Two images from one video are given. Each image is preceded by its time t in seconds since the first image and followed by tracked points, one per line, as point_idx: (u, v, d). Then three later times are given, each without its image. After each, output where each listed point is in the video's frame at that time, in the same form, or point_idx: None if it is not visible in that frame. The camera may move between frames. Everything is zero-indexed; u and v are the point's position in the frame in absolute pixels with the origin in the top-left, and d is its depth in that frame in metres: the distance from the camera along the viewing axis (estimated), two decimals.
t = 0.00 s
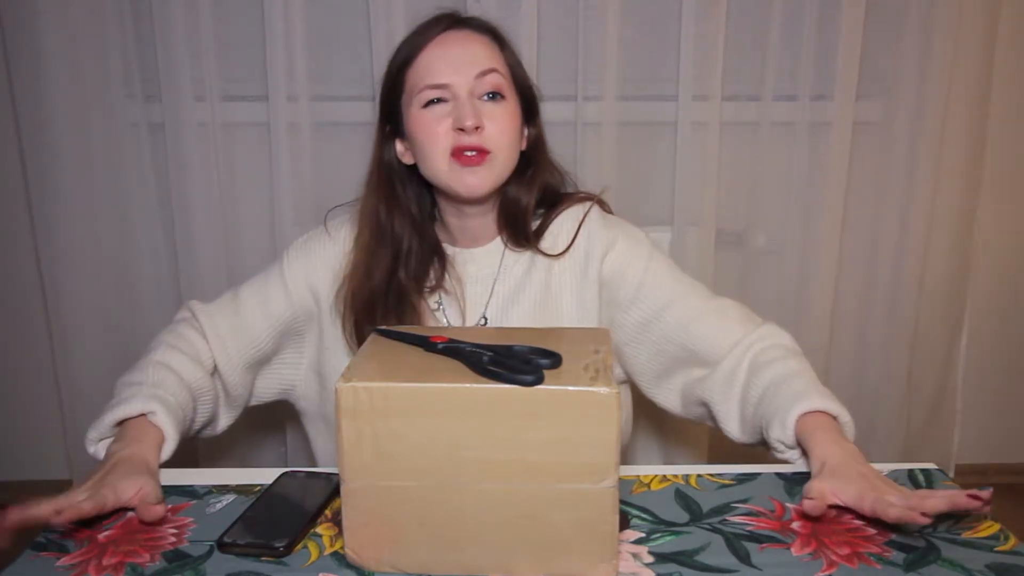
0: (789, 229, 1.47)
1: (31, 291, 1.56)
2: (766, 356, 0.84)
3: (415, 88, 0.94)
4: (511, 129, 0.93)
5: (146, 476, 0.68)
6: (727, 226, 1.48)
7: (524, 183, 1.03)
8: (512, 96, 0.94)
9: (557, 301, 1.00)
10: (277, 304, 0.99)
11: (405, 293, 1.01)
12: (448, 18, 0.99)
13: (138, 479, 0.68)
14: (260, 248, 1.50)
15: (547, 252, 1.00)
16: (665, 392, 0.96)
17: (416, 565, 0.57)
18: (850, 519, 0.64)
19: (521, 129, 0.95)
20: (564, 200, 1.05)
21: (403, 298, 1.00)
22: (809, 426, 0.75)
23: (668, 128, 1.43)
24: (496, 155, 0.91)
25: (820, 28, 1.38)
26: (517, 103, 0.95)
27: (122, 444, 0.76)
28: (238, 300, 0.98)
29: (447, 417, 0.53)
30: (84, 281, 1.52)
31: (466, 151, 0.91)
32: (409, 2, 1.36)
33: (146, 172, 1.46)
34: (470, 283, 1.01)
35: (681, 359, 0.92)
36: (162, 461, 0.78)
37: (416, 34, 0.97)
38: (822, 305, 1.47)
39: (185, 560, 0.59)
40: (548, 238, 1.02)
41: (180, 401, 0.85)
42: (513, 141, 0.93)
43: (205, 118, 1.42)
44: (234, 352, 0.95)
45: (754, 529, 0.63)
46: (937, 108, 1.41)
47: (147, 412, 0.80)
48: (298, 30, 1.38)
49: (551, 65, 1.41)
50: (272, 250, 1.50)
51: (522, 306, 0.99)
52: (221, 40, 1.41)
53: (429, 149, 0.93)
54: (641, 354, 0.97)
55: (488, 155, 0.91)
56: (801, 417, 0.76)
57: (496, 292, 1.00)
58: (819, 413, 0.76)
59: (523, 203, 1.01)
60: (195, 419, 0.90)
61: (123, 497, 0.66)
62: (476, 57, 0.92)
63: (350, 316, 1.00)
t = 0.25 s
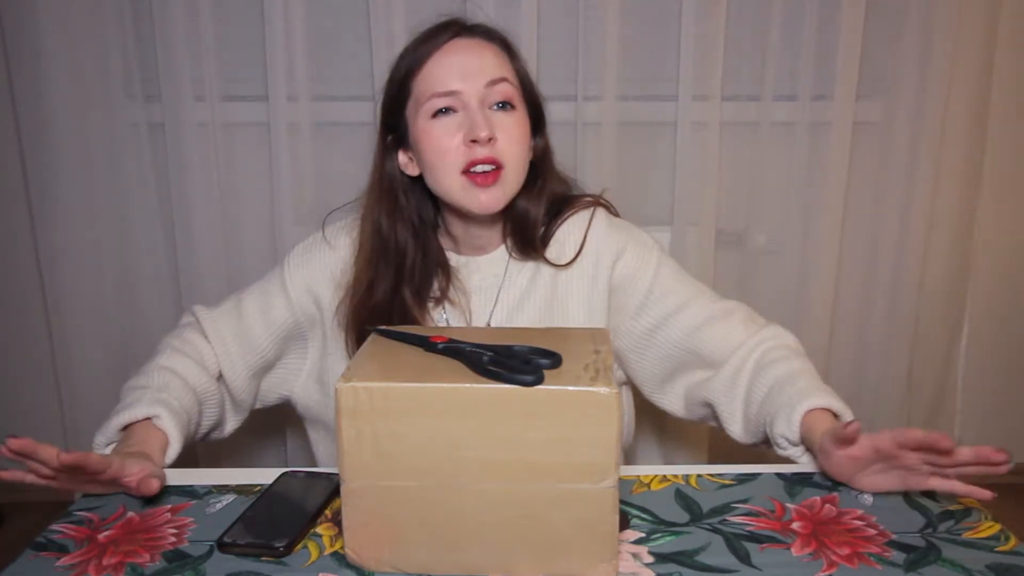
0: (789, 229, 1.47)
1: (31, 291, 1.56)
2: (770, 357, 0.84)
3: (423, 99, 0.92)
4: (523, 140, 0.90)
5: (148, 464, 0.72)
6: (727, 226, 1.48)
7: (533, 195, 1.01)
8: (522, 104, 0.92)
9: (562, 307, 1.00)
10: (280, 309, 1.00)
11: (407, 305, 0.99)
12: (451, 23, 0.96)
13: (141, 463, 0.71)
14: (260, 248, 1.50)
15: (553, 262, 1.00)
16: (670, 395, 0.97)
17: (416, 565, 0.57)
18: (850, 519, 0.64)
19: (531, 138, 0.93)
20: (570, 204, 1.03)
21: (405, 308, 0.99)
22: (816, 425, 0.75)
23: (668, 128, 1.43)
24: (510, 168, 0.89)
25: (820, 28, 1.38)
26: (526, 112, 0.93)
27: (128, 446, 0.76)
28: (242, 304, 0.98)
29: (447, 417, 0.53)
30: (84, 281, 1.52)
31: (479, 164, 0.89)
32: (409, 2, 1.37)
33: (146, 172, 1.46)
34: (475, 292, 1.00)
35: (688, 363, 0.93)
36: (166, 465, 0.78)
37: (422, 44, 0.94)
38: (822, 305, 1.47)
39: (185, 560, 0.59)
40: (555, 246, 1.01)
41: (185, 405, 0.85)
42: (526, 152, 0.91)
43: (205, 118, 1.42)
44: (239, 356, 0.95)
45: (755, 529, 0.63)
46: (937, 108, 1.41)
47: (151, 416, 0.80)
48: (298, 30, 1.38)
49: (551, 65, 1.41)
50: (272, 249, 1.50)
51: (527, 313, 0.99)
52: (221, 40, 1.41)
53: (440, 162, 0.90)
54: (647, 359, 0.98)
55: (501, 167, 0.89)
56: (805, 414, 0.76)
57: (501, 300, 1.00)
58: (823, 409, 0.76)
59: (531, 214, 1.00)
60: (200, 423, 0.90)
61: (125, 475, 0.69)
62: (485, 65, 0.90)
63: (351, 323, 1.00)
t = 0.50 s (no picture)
0: (789, 229, 1.47)
1: (31, 291, 1.56)
2: (772, 358, 0.84)
3: (436, 108, 0.91)
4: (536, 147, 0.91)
5: (148, 467, 0.71)
6: (727, 226, 1.48)
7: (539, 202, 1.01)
8: (533, 112, 0.92)
9: (567, 309, 1.00)
10: (283, 310, 1.00)
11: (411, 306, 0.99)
12: (459, 30, 0.96)
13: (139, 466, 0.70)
14: (260, 248, 1.50)
15: (557, 268, 1.00)
16: (672, 396, 0.97)
17: (416, 565, 0.57)
18: (850, 519, 0.64)
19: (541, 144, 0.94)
20: (573, 209, 1.03)
21: (408, 310, 0.98)
22: (820, 427, 0.75)
23: (668, 128, 1.43)
24: (524, 177, 0.90)
25: (820, 28, 1.38)
26: (537, 119, 0.93)
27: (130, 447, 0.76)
28: (245, 305, 0.98)
29: (447, 417, 0.53)
30: (84, 281, 1.52)
31: (493, 174, 0.89)
32: (409, 2, 1.36)
33: (146, 172, 1.46)
34: (480, 296, 1.00)
35: (692, 365, 0.93)
36: (166, 466, 0.77)
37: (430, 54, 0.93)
38: (822, 305, 1.47)
39: (185, 560, 0.59)
40: (560, 251, 1.01)
41: (187, 406, 0.85)
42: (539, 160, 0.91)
43: (205, 118, 1.42)
44: (241, 357, 0.95)
45: (754, 529, 0.63)
46: (937, 108, 1.41)
47: (152, 416, 0.80)
48: (298, 30, 1.38)
49: (551, 65, 1.41)
50: (272, 250, 1.50)
51: (532, 318, 0.99)
52: (221, 40, 1.41)
53: (455, 171, 0.90)
54: (652, 361, 0.98)
55: (516, 177, 0.89)
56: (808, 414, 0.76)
57: (505, 305, 0.99)
58: (826, 410, 0.76)
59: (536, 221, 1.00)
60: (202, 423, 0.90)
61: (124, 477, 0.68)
62: (497, 73, 0.90)
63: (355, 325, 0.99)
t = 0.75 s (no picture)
0: (789, 230, 1.47)
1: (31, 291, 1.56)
2: (774, 358, 0.84)
3: (434, 112, 0.92)
4: (536, 153, 0.90)
5: (147, 468, 0.71)
6: (727, 226, 1.48)
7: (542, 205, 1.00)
8: (534, 117, 0.92)
9: (570, 310, 1.00)
10: (285, 311, 1.00)
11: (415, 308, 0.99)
12: (463, 32, 0.95)
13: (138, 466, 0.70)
14: (260, 248, 1.50)
15: (559, 270, 1.00)
16: (676, 396, 0.97)
17: (416, 565, 0.57)
18: (851, 519, 0.64)
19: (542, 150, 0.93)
20: (576, 210, 1.03)
21: (412, 311, 0.98)
22: (822, 427, 0.74)
23: (668, 128, 1.43)
24: (524, 182, 0.89)
25: (820, 28, 1.38)
26: (538, 124, 0.93)
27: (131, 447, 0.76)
28: (246, 306, 0.98)
29: (447, 417, 0.53)
30: (84, 282, 1.52)
31: (492, 179, 0.89)
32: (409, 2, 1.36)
33: (146, 172, 1.46)
34: (483, 298, 1.00)
35: (694, 364, 0.93)
36: (166, 466, 0.77)
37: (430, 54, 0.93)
38: (822, 305, 1.47)
39: (185, 560, 0.59)
40: (562, 253, 1.01)
41: (188, 406, 0.85)
42: (539, 165, 0.91)
43: (205, 118, 1.42)
44: (243, 358, 0.95)
45: (755, 529, 0.63)
46: (937, 108, 1.41)
47: (152, 415, 0.80)
48: (298, 30, 1.38)
49: (551, 65, 1.41)
50: (272, 250, 1.50)
51: (535, 318, 1.00)
52: (221, 40, 1.41)
53: (455, 176, 0.90)
54: (655, 361, 0.98)
55: (516, 182, 0.89)
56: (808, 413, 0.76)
57: (509, 306, 1.00)
58: (826, 409, 0.76)
59: (541, 223, 0.99)
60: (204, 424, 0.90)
61: (122, 480, 0.68)
62: (498, 78, 0.90)
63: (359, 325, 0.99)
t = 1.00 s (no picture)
0: (789, 230, 1.47)
1: (31, 291, 1.56)
2: (774, 358, 0.84)
3: (416, 107, 0.91)
4: (508, 157, 0.90)
5: (148, 467, 0.71)
6: (727, 226, 1.48)
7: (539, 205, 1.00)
8: (516, 123, 0.91)
9: (571, 309, 1.00)
10: (286, 312, 1.00)
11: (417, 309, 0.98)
12: (471, 34, 0.96)
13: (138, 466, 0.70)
14: (260, 248, 1.50)
15: (560, 272, 1.00)
16: (678, 396, 0.97)
17: (416, 565, 0.57)
18: (850, 519, 0.64)
19: (523, 158, 0.93)
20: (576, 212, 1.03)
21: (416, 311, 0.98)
22: (814, 434, 0.74)
23: (668, 128, 1.43)
24: (490, 186, 0.89)
25: (820, 27, 1.38)
26: (520, 131, 0.92)
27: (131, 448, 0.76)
28: (248, 307, 0.98)
29: (447, 417, 0.53)
30: (84, 282, 1.52)
31: (458, 181, 0.89)
32: (409, 2, 1.36)
33: (146, 171, 1.46)
34: (483, 298, 1.00)
35: (696, 363, 0.94)
36: (166, 467, 0.77)
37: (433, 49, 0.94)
38: (823, 305, 1.47)
39: (185, 560, 0.59)
40: (561, 254, 1.01)
41: (187, 406, 0.85)
42: (509, 171, 0.90)
43: (205, 118, 1.42)
44: (243, 358, 0.95)
45: (755, 529, 0.63)
46: (937, 108, 1.41)
47: (152, 416, 0.80)
48: (298, 30, 1.38)
49: (551, 65, 1.41)
50: (272, 250, 1.50)
51: (536, 319, 1.00)
52: (221, 40, 1.41)
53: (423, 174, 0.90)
54: (657, 360, 0.98)
55: (482, 185, 0.89)
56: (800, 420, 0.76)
57: (509, 306, 1.00)
58: (818, 417, 0.76)
59: (538, 223, 0.99)
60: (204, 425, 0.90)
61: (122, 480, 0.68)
62: (481, 80, 0.89)
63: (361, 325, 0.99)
